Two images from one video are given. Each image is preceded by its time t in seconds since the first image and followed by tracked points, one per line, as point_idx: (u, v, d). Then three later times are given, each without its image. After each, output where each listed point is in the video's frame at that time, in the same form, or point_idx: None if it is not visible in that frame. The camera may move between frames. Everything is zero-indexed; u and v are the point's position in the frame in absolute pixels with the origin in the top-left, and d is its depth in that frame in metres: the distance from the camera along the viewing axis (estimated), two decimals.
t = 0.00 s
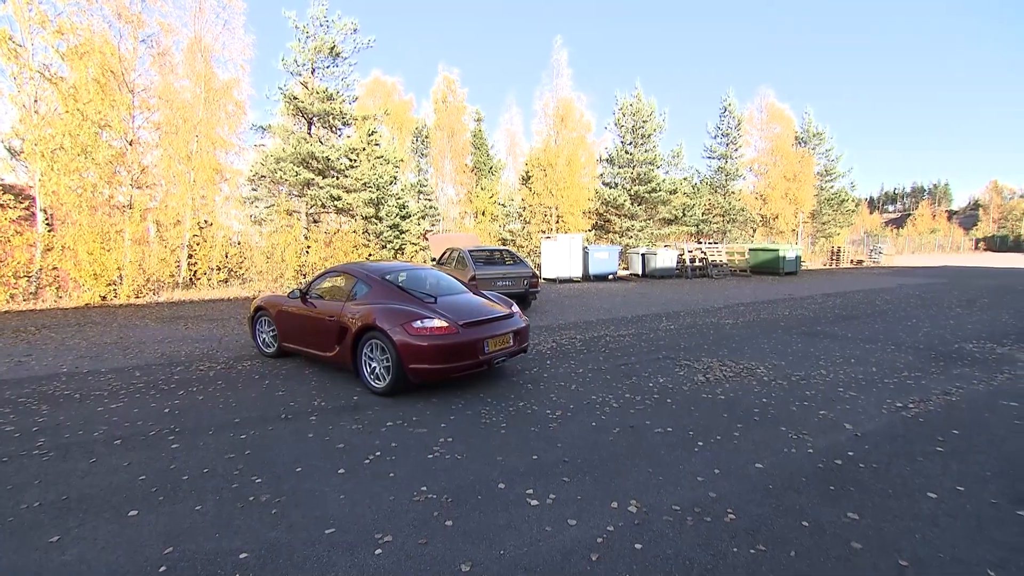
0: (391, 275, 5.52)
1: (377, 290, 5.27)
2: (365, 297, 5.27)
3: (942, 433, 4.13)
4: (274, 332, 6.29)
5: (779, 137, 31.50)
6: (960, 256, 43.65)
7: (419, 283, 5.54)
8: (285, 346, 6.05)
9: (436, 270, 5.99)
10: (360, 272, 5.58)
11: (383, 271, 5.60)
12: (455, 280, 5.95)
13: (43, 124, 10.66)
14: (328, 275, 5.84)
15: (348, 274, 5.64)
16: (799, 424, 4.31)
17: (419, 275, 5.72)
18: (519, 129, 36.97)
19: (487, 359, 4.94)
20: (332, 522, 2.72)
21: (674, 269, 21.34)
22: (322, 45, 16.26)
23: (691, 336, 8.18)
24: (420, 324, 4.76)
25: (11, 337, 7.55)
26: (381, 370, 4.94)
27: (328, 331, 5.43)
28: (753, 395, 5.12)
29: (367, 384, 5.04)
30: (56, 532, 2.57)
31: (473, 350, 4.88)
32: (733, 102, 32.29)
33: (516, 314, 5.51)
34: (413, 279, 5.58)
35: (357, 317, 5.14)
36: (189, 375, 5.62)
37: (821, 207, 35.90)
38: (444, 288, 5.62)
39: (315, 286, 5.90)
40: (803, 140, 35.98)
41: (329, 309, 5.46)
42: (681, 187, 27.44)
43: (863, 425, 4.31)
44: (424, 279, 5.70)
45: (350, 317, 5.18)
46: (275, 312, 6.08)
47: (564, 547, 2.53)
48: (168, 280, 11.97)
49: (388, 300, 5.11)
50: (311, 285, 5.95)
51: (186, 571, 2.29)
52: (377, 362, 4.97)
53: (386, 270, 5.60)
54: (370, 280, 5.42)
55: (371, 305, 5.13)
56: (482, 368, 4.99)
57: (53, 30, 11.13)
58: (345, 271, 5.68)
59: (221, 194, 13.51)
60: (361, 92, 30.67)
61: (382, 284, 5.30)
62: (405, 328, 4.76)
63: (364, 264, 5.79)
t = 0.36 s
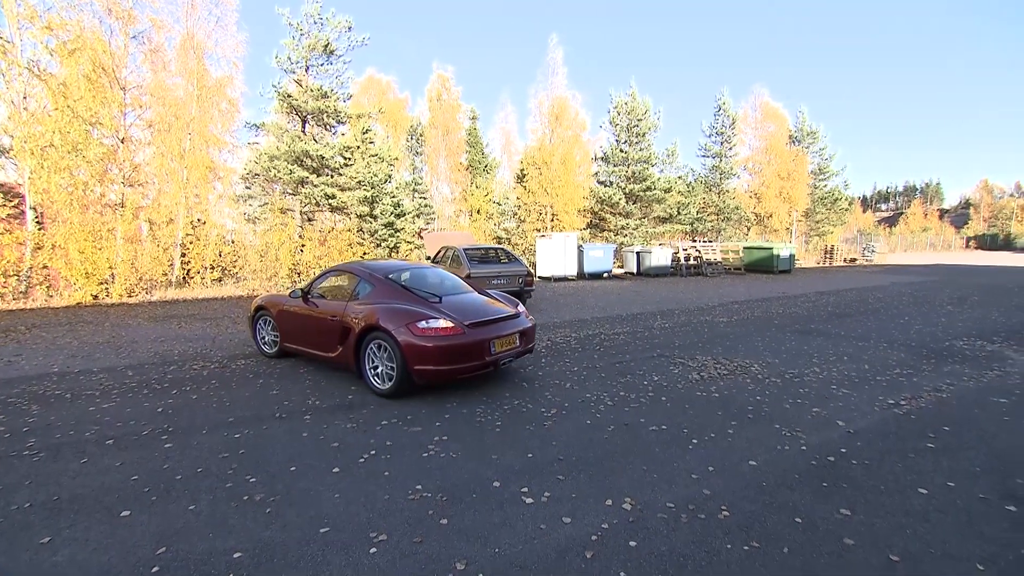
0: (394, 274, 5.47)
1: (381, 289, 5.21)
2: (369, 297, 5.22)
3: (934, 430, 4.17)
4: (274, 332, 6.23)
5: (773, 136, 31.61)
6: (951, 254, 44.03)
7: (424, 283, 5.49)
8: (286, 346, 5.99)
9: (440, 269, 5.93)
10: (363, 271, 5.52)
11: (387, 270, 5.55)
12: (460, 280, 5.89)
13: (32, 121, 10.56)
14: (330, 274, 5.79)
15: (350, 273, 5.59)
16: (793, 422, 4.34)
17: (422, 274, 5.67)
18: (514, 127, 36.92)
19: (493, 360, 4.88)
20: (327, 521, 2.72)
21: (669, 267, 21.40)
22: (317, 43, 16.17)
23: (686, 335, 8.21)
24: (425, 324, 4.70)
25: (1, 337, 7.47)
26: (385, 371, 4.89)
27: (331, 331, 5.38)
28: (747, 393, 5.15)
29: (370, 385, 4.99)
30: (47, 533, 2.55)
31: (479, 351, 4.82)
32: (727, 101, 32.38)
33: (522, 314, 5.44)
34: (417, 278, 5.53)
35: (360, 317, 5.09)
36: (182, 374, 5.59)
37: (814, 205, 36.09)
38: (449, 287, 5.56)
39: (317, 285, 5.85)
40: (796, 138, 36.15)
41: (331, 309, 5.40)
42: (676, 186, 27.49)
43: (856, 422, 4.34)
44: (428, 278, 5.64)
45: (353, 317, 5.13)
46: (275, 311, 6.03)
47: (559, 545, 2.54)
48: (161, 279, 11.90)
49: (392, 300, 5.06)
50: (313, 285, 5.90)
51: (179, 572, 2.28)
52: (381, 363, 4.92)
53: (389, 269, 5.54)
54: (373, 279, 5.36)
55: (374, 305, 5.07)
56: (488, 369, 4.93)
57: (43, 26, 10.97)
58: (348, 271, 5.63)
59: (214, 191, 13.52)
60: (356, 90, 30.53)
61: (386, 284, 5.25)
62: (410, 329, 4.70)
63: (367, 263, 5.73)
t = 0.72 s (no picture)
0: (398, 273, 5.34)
1: (385, 289, 5.09)
2: (372, 296, 5.10)
3: (921, 425, 4.23)
4: (274, 333, 6.13)
5: (764, 134, 31.78)
6: (939, 252, 44.60)
7: (428, 282, 5.36)
8: (286, 346, 5.90)
9: (445, 268, 5.81)
10: (366, 271, 5.41)
11: (390, 269, 5.43)
12: (466, 279, 5.75)
13: (16, 117, 10.46)
14: (332, 273, 5.68)
15: (353, 272, 5.47)
16: (784, 418, 4.38)
17: (426, 273, 5.55)
18: (506, 125, 36.90)
19: (501, 362, 4.75)
20: (319, 520, 2.71)
21: (661, 265, 21.49)
22: (308, 39, 16.06)
23: (678, 332, 8.25)
24: (429, 325, 4.57)
25: None
26: (388, 373, 4.77)
27: (332, 331, 5.26)
28: (738, 390, 5.19)
29: (373, 386, 4.88)
30: (34, 535, 2.52)
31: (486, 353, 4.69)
32: (720, 99, 32.54)
33: (530, 314, 5.30)
34: (420, 277, 5.41)
35: (363, 317, 4.98)
36: (172, 373, 5.54)
37: (806, 203, 36.38)
38: (454, 286, 5.43)
39: (319, 284, 5.74)
40: (788, 137, 36.40)
41: (333, 309, 5.29)
42: (669, 184, 27.59)
43: (846, 418, 4.39)
44: (432, 277, 5.51)
45: (356, 317, 5.01)
46: (276, 311, 5.94)
47: (552, 543, 2.54)
48: (151, 278, 11.78)
49: (396, 299, 4.93)
50: (315, 284, 5.79)
51: (170, 572, 2.27)
52: (384, 364, 4.81)
53: (392, 268, 5.43)
54: (377, 279, 5.24)
55: (377, 305, 4.95)
56: (495, 370, 4.79)
57: (26, 20, 10.84)
58: (350, 270, 5.52)
59: (204, 189, 13.44)
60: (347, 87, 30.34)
61: (390, 283, 5.12)
62: (414, 329, 4.58)
63: (369, 262, 5.62)
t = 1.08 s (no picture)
0: (399, 271, 5.19)
1: (386, 286, 4.94)
2: (373, 294, 4.94)
3: (903, 419, 4.30)
4: (273, 334, 5.99)
5: (751, 132, 32.09)
6: (921, 249, 45.38)
7: (429, 279, 5.21)
8: (283, 346, 5.76)
9: (447, 265, 5.65)
10: (366, 268, 5.25)
11: (391, 266, 5.27)
12: (469, 277, 5.60)
13: None
14: (331, 271, 5.52)
15: (352, 270, 5.31)
16: (770, 413, 4.43)
17: (428, 271, 5.39)
18: (496, 121, 36.81)
19: (506, 362, 4.61)
20: (307, 519, 2.70)
21: (649, 262, 21.62)
22: (294, 35, 15.90)
23: (667, 328, 8.32)
24: (433, 324, 4.43)
25: None
26: (390, 374, 4.64)
27: (332, 331, 5.11)
28: (726, 385, 5.24)
29: (375, 388, 4.75)
30: (14, 539, 2.48)
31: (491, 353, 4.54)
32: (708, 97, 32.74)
33: (536, 313, 5.16)
34: (422, 275, 5.25)
35: (363, 316, 4.82)
36: (157, 373, 5.47)
37: (792, 201, 36.76)
38: (456, 283, 5.28)
39: (317, 282, 5.58)
40: (775, 135, 36.75)
41: (332, 308, 5.13)
42: (657, 181, 27.74)
43: (831, 413, 4.45)
44: (434, 275, 5.36)
45: (357, 316, 4.86)
46: (273, 310, 5.79)
47: (541, 539, 2.56)
48: (135, 276, 11.63)
49: (398, 298, 4.78)
50: (313, 281, 5.63)
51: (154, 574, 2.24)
52: (386, 365, 4.67)
53: (393, 265, 5.27)
54: (377, 276, 5.08)
55: (378, 304, 4.80)
56: (501, 371, 4.66)
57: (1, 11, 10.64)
58: (349, 267, 5.35)
59: (189, 186, 13.26)
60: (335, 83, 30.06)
61: (392, 281, 4.97)
62: (417, 329, 4.43)
63: (370, 259, 5.45)
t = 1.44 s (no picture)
0: (400, 269, 5.08)
1: (387, 285, 4.82)
2: (373, 293, 4.83)
3: (883, 411, 4.39)
4: (268, 333, 5.87)
5: (737, 129, 32.32)
6: (901, 245, 46.20)
7: (430, 277, 5.10)
8: (278, 345, 5.63)
9: (448, 264, 5.55)
10: (366, 266, 5.13)
11: (391, 264, 5.16)
12: (471, 276, 5.49)
13: None
14: (329, 269, 5.41)
15: (351, 268, 5.20)
16: (754, 407, 4.49)
17: (428, 269, 5.28)
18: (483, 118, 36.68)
19: (510, 363, 4.50)
20: (293, 518, 2.68)
21: (636, 259, 21.74)
22: (278, 28, 15.69)
23: (653, 324, 8.38)
24: (436, 324, 4.31)
25: None
26: (390, 375, 4.53)
27: (330, 331, 4.99)
28: (711, 380, 5.30)
29: (374, 390, 4.64)
30: None
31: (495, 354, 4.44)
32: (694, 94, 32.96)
33: (539, 313, 5.06)
34: (422, 273, 5.15)
35: (363, 316, 4.71)
36: (138, 372, 5.39)
37: (776, 197, 37.18)
38: (458, 282, 5.18)
39: (315, 280, 5.46)
40: (760, 132, 37.13)
41: (331, 307, 5.02)
42: (644, 177, 27.88)
43: (813, 406, 4.53)
44: (435, 273, 5.25)
45: (357, 315, 4.74)
46: (269, 308, 5.67)
47: (527, 534, 2.57)
48: (115, 273, 11.42)
49: (400, 297, 4.66)
50: (311, 280, 5.52)
51: None
52: (386, 366, 4.55)
53: (392, 263, 5.17)
54: (378, 274, 4.96)
55: (378, 303, 4.68)
56: (505, 372, 4.55)
57: None
58: (348, 266, 5.24)
59: (171, 182, 13.20)
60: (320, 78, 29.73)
61: (392, 280, 4.86)
62: (420, 329, 4.31)
63: (369, 257, 5.34)
